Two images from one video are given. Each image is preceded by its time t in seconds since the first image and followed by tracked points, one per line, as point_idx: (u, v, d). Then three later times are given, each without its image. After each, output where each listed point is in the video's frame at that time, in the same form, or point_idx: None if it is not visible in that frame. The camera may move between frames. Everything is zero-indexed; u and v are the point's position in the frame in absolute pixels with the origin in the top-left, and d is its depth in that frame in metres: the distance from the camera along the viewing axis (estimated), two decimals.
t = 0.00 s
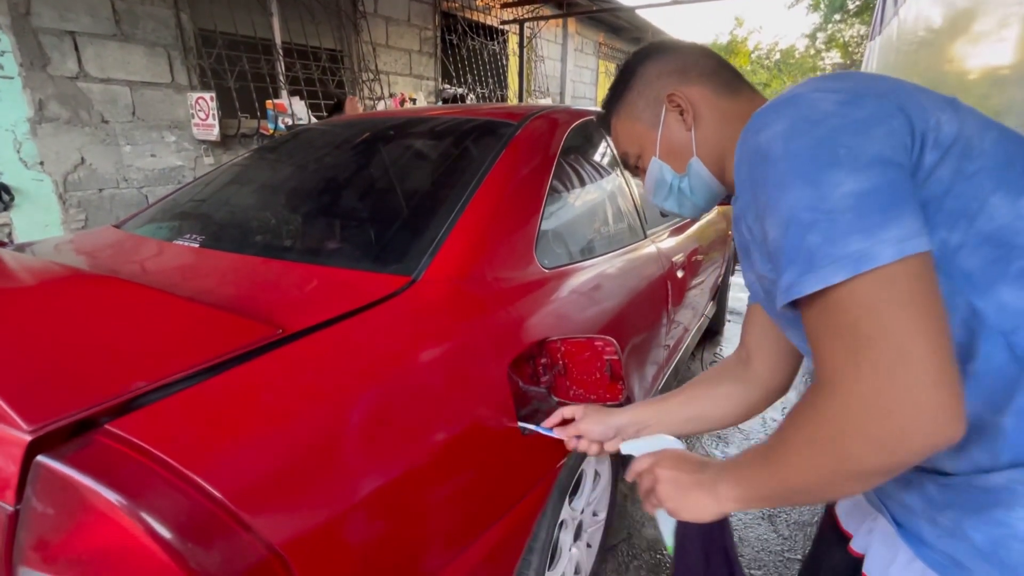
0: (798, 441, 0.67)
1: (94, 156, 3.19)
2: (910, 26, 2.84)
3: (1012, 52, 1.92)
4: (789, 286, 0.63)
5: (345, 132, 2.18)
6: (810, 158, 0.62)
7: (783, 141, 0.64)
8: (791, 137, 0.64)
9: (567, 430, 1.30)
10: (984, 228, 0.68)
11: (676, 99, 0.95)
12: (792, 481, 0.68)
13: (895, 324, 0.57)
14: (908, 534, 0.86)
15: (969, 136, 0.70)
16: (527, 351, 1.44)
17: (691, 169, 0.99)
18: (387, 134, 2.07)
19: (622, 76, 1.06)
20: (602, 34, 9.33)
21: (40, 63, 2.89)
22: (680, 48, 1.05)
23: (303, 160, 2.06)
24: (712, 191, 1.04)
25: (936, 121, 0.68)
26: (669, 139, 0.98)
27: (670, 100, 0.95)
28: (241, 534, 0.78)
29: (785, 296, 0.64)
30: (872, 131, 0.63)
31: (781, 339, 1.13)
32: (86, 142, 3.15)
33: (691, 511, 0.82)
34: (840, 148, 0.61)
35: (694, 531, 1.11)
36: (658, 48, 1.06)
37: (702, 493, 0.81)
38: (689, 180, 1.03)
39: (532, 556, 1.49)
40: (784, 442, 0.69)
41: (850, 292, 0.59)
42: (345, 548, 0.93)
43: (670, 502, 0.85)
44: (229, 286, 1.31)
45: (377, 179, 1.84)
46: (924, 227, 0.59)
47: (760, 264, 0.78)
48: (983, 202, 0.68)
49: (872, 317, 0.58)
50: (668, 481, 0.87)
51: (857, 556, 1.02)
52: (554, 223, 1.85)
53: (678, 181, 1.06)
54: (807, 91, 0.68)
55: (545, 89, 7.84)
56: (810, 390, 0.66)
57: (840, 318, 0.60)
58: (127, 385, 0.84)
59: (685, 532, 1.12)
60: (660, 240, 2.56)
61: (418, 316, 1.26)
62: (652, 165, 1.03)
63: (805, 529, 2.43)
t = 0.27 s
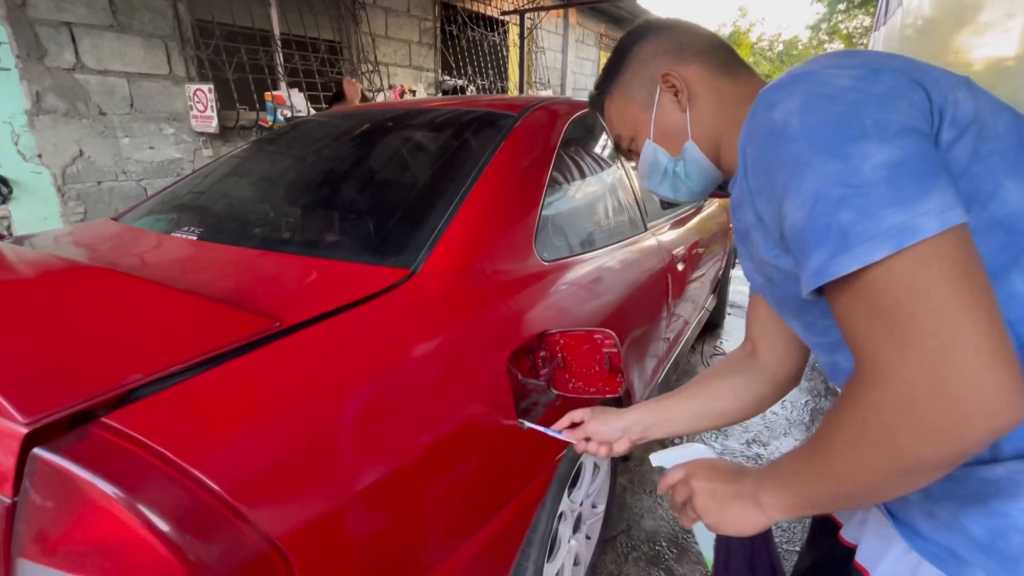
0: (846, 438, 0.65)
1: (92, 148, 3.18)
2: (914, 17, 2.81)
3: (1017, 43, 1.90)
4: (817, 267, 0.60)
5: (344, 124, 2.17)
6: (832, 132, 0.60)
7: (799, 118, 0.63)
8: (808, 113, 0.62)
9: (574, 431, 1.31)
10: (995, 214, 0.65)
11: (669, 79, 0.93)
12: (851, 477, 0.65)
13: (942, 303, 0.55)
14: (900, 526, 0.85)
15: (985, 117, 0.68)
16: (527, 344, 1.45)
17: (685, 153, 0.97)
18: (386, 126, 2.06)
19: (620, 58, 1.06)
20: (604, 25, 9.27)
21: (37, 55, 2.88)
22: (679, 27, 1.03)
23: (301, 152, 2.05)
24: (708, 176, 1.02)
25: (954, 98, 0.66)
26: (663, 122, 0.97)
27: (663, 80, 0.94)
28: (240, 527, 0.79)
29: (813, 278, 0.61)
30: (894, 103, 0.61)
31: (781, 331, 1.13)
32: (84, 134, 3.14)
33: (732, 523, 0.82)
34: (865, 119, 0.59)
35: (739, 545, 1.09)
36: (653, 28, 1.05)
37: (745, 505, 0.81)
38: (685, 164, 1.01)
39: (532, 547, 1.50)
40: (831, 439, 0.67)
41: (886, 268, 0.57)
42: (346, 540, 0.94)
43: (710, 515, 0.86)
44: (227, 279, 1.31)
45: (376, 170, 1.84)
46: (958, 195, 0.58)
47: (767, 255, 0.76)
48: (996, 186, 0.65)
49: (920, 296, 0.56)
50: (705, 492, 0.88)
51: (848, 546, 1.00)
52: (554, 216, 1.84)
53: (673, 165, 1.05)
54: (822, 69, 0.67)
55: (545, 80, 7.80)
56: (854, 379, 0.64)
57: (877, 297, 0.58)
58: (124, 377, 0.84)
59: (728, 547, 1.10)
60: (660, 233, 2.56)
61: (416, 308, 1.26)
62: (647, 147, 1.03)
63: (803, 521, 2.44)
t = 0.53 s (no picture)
0: (857, 430, 0.64)
1: (91, 139, 3.16)
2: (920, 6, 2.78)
3: None
4: (833, 258, 0.59)
5: (344, 114, 2.15)
6: (851, 116, 0.58)
7: (816, 101, 0.61)
8: (825, 96, 0.61)
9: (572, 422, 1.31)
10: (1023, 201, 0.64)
11: (679, 64, 0.92)
12: (854, 472, 0.65)
13: (962, 292, 0.54)
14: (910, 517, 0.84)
15: (1013, 100, 0.66)
16: (530, 334, 1.43)
17: (696, 141, 0.96)
18: (386, 116, 2.04)
19: (623, 43, 1.04)
20: (605, 16, 9.21)
21: (34, 45, 2.85)
22: (685, 10, 1.01)
23: (301, 142, 2.03)
24: (719, 162, 1.01)
25: (980, 80, 0.65)
26: (671, 109, 0.96)
27: (672, 65, 0.92)
28: (242, 517, 0.78)
29: (829, 269, 0.60)
30: (917, 86, 0.60)
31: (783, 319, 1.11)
32: (82, 125, 3.12)
33: (732, 520, 0.81)
34: (886, 103, 0.58)
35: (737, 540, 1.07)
36: (658, 11, 1.03)
37: (748, 500, 0.79)
38: (695, 152, 1.00)
39: (535, 538, 1.50)
40: (841, 433, 0.66)
41: (904, 261, 0.56)
42: (347, 531, 0.93)
43: (710, 512, 0.85)
44: (227, 269, 1.29)
45: (377, 161, 1.82)
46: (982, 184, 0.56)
47: (780, 244, 0.75)
48: None
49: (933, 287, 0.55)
50: (706, 488, 0.86)
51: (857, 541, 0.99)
52: (557, 207, 1.83)
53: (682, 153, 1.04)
54: (842, 49, 0.66)
55: (547, 71, 7.75)
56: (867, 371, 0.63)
57: (894, 287, 0.57)
58: (123, 367, 0.83)
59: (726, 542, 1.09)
60: (663, 225, 2.54)
61: (419, 298, 1.25)
62: (654, 135, 1.02)
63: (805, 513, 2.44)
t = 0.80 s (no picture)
0: (856, 418, 0.63)
1: (88, 131, 3.14)
2: None
3: None
4: (847, 244, 0.58)
5: (343, 103, 2.13)
6: (874, 95, 0.57)
7: (839, 79, 0.60)
8: (849, 73, 0.59)
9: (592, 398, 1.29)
10: None
11: (686, 43, 0.89)
12: (849, 463, 0.64)
13: (975, 281, 0.53)
14: (920, 511, 0.83)
15: None
16: (531, 325, 1.43)
17: (703, 122, 0.95)
18: (386, 105, 2.03)
19: (628, 23, 1.01)
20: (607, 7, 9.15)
21: (29, 35, 2.83)
22: None
23: (300, 132, 2.02)
24: (727, 146, 1.00)
25: (1013, 59, 0.63)
26: (678, 89, 0.94)
27: (679, 44, 0.90)
28: (239, 507, 0.77)
29: (842, 256, 0.59)
30: (948, 64, 0.58)
31: (792, 302, 1.12)
32: (80, 116, 3.10)
33: (722, 504, 0.79)
34: (914, 83, 0.56)
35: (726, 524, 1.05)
36: None
37: (738, 487, 0.78)
38: (703, 135, 0.99)
39: (535, 530, 1.49)
40: (840, 421, 0.65)
41: (922, 251, 0.55)
42: (347, 522, 0.93)
43: (699, 496, 0.83)
44: (225, 259, 1.28)
45: (376, 150, 1.81)
46: (1008, 170, 0.55)
47: (793, 229, 0.74)
48: None
49: (949, 275, 0.54)
50: (696, 473, 0.85)
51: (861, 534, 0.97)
52: (558, 198, 1.82)
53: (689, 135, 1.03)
54: (870, 21, 0.64)
55: (548, 63, 7.71)
56: (870, 360, 0.62)
57: (908, 274, 0.56)
58: (118, 357, 0.82)
59: (713, 527, 1.06)
60: (664, 217, 2.53)
61: (418, 289, 1.23)
62: (661, 117, 1.00)
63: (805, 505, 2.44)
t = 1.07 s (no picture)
0: (869, 420, 0.63)
1: (87, 123, 3.13)
2: None
3: None
4: (874, 243, 0.57)
5: (343, 95, 2.12)
6: (908, 84, 0.56)
7: (871, 64, 0.59)
8: (881, 60, 0.58)
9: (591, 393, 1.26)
10: None
11: (693, 27, 0.88)
12: (859, 463, 0.64)
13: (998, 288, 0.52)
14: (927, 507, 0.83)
15: None
16: (532, 319, 1.42)
17: (709, 109, 0.94)
18: (386, 97, 2.01)
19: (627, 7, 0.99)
20: None
21: (27, 26, 2.82)
22: None
23: (299, 124, 2.00)
24: (732, 134, 1.00)
25: None
26: (685, 76, 0.93)
27: (686, 28, 0.89)
28: (240, 501, 0.77)
29: (868, 256, 0.58)
30: (988, 51, 0.57)
31: (797, 294, 1.11)
32: (78, 108, 3.08)
33: (723, 496, 0.79)
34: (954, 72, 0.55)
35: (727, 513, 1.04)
36: None
37: (739, 478, 0.78)
38: (709, 122, 0.98)
39: (537, 523, 1.50)
40: (851, 421, 0.65)
41: (950, 253, 0.54)
42: (349, 517, 0.92)
43: (700, 484, 0.83)
44: (225, 251, 1.28)
45: (376, 142, 1.79)
46: None
47: (812, 223, 0.75)
48: None
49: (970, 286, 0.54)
50: (697, 462, 0.84)
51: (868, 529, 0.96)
52: (559, 191, 1.81)
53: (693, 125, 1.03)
54: (907, 2, 0.62)
55: (549, 55, 7.67)
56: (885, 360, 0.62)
57: (932, 278, 0.55)
58: (116, 350, 0.81)
59: (713, 514, 1.05)
60: (667, 210, 2.52)
61: (418, 281, 1.23)
62: (666, 105, 0.99)
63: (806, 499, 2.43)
